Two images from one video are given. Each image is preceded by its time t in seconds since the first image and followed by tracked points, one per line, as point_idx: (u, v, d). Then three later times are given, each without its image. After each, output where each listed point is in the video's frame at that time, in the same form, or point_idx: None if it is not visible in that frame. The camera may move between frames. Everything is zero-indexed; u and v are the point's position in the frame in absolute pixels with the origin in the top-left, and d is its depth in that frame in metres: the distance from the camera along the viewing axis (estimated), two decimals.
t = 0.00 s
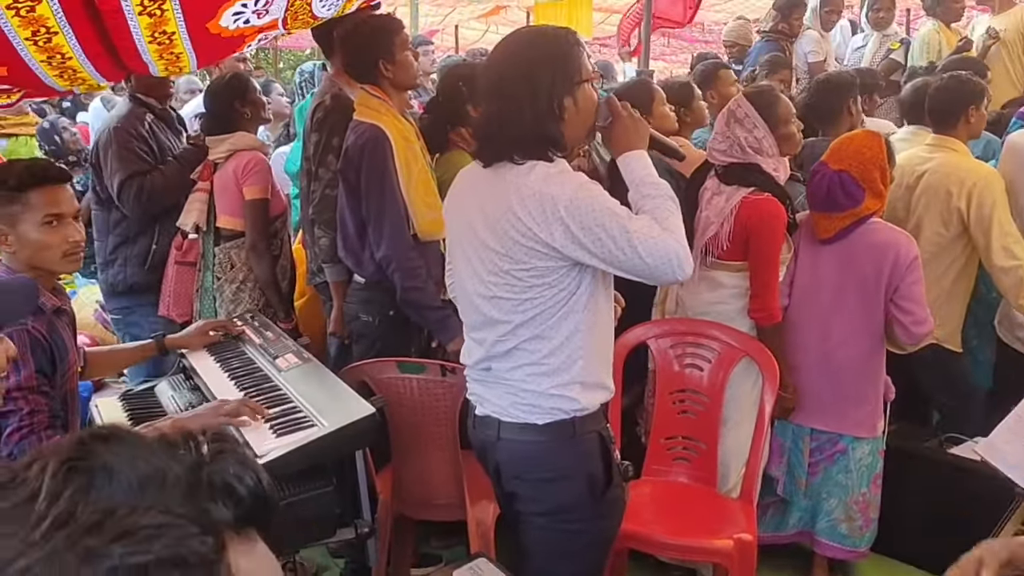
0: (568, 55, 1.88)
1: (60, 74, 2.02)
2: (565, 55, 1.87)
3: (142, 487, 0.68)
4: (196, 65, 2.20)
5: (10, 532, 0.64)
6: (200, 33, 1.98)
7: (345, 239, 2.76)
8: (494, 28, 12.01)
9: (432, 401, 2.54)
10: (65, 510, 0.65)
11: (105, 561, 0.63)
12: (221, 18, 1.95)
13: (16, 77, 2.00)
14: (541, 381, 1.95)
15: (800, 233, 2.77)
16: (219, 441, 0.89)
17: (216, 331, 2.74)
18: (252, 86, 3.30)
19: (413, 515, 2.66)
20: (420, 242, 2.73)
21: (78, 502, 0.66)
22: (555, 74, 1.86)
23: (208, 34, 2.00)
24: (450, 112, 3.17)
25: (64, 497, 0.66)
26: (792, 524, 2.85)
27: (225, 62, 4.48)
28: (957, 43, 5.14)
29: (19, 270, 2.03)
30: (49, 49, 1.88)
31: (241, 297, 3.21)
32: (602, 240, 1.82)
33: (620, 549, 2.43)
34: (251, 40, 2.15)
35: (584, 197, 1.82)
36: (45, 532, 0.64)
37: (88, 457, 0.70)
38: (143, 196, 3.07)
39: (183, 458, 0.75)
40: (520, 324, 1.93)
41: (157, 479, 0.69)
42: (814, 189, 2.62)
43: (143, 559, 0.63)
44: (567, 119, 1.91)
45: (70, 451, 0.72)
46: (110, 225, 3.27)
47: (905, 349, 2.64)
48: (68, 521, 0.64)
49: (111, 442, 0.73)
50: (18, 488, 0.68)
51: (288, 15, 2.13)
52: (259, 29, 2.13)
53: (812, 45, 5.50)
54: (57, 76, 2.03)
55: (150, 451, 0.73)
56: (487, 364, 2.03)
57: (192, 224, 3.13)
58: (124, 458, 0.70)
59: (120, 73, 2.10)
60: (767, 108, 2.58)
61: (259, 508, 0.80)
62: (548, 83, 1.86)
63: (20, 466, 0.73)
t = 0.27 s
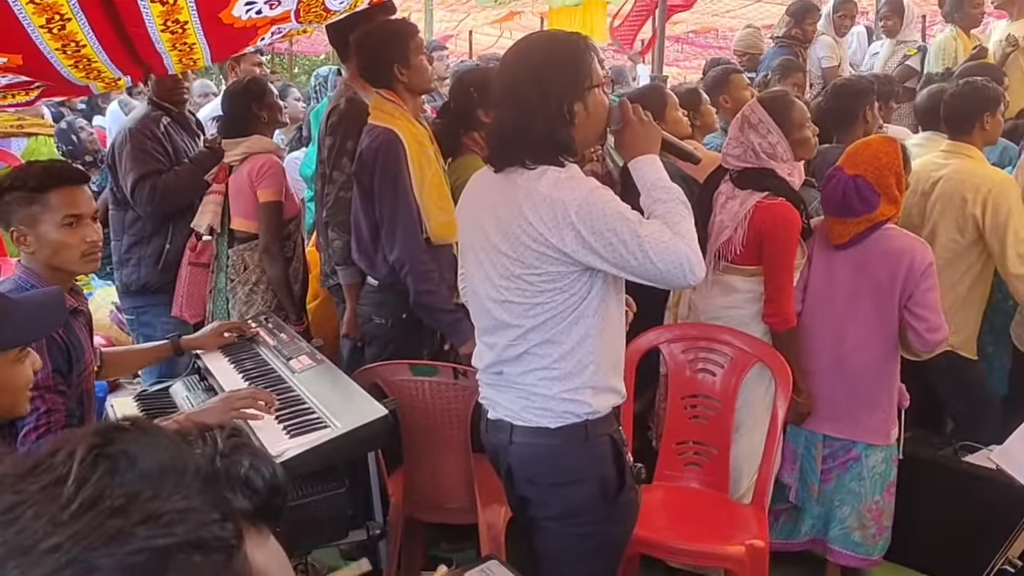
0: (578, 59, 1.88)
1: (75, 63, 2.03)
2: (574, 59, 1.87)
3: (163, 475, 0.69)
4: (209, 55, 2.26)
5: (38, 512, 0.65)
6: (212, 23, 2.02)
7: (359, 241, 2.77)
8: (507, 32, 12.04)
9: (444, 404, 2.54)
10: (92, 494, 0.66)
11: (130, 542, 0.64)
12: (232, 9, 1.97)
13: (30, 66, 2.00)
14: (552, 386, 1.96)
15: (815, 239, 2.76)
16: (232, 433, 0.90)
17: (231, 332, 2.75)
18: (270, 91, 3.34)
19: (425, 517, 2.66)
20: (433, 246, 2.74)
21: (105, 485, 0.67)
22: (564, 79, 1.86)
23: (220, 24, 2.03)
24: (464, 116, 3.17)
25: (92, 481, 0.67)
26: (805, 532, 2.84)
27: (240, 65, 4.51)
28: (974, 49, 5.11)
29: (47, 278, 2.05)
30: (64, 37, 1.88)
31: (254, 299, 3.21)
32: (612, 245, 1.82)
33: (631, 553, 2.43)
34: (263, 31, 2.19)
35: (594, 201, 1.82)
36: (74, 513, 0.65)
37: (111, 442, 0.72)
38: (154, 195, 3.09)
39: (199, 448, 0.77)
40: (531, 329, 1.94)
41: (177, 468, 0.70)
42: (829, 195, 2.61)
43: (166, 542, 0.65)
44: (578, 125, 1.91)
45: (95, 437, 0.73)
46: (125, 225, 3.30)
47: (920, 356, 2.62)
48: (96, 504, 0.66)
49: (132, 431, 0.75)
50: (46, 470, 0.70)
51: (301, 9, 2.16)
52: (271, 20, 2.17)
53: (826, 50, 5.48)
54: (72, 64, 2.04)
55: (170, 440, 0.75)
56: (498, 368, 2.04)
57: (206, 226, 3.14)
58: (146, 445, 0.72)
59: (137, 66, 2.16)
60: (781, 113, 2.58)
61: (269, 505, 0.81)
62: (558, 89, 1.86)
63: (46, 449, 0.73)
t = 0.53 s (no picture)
0: (574, 70, 1.89)
1: (82, 74, 2.05)
2: (570, 70, 1.89)
3: (168, 486, 0.70)
4: (216, 66, 2.27)
5: (47, 524, 0.64)
6: (218, 34, 2.03)
7: (365, 250, 2.78)
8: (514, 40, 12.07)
9: (449, 412, 2.55)
10: (100, 504, 0.66)
11: (140, 553, 0.64)
12: (238, 18, 1.99)
13: (37, 77, 2.02)
14: (559, 396, 1.96)
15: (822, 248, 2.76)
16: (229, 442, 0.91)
17: (238, 341, 2.76)
18: (278, 100, 3.35)
19: (430, 526, 2.66)
20: (439, 255, 2.74)
21: (113, 496, 0.67)
22: (561, 91, 1.88)
23: (226, 33, 2.05)
24: (469, 125, 3.18)
25: (99, 493, 0.67)
26: (811, 542, 2.82)
27: (248, 74, 4.54)
28: (982, 58, 5.10)
29: (53, 286, 2.11)
30: (71, 48, 1.90)
31: (260, 308, 3.19)
32: (617, 255, 1.83)
33: (636, 563, 2.42)
34: (269, 41, 2.21)
35: (598, 212, 1.83)
36: (83, 524, 0.65)
37: (116, 455, 0.72)
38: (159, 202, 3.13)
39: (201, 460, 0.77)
40: (536, 339, 1.94)
41: (184, 479, 0.71)
42: (835, 205, 2.61)
43: (173, 551, 0.65)
44: (574, 135, 1.92)
45: (99, 450, 0.73)
46: (132, 232, 3.34)
47: (926, 366, 2.61)
48: (104, 513, 0.66)
49: (134, 444, 0.75)
50: (52, 483, 0.69)
51: (307, 17, 2.17)
52: (277, 29, 2.18)
53: (833, 58, 5.48)
54: (78, 76, 2.06)
55: (173, 453, 0.75)
56: (503, 379, 2.04)
57: (214, 234, 3.15)
58: (150, 458, 0.72)
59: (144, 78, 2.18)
60: (792, 128, 2.57)
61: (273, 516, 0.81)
62: (552, 100, 1.88)
63: (51, 461, 0.73)
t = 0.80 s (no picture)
0: (582, 84, 1.91)
1: (101, 99, 2.08)
2: (577, 84, 1.90)
3: (191, 502, 0.71)
4: (232, 88, 2.32)
5: (75, 539, 0.66)
6: (235, 57, 2.08)
7: (377, 262, 2.79)
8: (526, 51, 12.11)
9: (461, 423, 2.56)
10: (127, 519, 0.68)
11: (167, 565, 0.65)
12: (255, 42, 2.05)
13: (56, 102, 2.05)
14: (568, 408, 1.96)
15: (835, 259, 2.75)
16: (249, 459, 0.92)
17: (251, 352, 2.78)
18: (294, 113, 3.36)
19: (442, 537, 2.66)
20: (450, 266, 2.76)
21: (138, 512, 0.68)
22: (571, 104, 1.89)
23: (242, 58, 2.11)
24: (481, 138, 3.20)
25: (125, 509, 0.68)
26: (824, 554, 2.80)
27: (261, 87, 4.58)
28: (996, 69, 5.08)
29: (71, 297, 2.12)
30: (90, 77, 1.92)
31: (275, 318, 3.22)
32: (624, 269, 1.84)
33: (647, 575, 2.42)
34: (284, 63, 2.29)
35: (605, 226, 1.84)
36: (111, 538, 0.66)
37: (142, 471, 0.73)
38: (178, 215, 3.15)
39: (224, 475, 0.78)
40: (545, 352, 1.95)
41: (205, 494, 0.72)
42: (847, 216, 2.61)
43: (201, 564, 0.66)
44: (585, 147, 1.93)
45: (126, 465, 0.75)
46: (147, 245, 3.36)
47: (940, 378, 2.60)
48: (132, 528, 0.67)
49: (159, 460, 0.77)
50: (78, 500, 0.70)
51: (321, 37, 2.26)
52: (292, 51, 2.26)
53: (846, 68, 5.47)
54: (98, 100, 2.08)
55: (196, 467, 0.76)
56: (512, 391, 2.05)
57: (230, 245, 3.19)
58: (174, 474, 0.74)
59: (161, 98, 2.20)
60: (816, 152, 2.57)
61: (291, 529, 0.82)
62: (561, 114, 1.89)
63: (77, 478, 0.74)
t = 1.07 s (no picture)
0: (597, 93, 1.91)
1: (119, 119, 2.09)
2: (593, 93, 1.91)
3: (200, 509, 0.71)
4: (246, 108, 2.38)
5: (86, 548, 0.66)
6: (253, 78, 2.15)
7: (391, 272, 2.80)
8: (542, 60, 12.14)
9: (475, 432, 2.56)
10: (137, 527, 0.68)
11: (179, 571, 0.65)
12: (272, 63, 2.12)
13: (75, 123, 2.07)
14: (578, 416, 1.96)
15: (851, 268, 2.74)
16: (260, 469, 0.93)
17: (266, 360, 2.79)
18: (313, 122, 3.42)
19: (455, 547, 2.66)
20: (465, 275, 2.74)
21: (148, 520, 0.69)
22: (587, 113, 1.90)
23: (260, 79, 2.17)
24: (496, 147, 3.21)
25: (135, 516, 0.69)
26: (840, 565, 2.77)
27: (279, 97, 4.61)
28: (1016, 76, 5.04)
29: (91, 306, 2.15)
30: (110, 100, 1.94)
31: (296, 326, 3.29)
32: (635, 275, 1.83)
33: None
34: (299, 82, 2.37)
35: (617, 232, 1.84)
36: (122, 545, 0.67)
37: (150, 479, 0.74)
38: (199, 228, 3.16)
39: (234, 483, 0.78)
40: (556, 359, 1.95)
41: (213, 502, 0.72)
42: (865, 223, 2.59)
43: (212, 569, 0.67)
44: (603, 156, 1.94)
45: (135, 473, 0.76)
46: (165, 255, 3.35)
47: (959, 388, 2.58)
48: (142, 536, 0.67)
49: (168, 469, 0.77)
50: (88, 508, 0.71)
51: (336, 58, 2.35)
52: (308, 72, 2.34)
53: (863, 77, 5.45)
54: (116, 121, 2.10)
55: (206, 476, 0.77)
56: (524, 398, 2.05)
57: (251, 254, 3.22)
58: (183, 482, 0.74)
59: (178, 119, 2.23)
60: (824, 155, 2.58)
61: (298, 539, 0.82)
62: (581, 122, 1.90)
63: (87, 488, 0.75)
